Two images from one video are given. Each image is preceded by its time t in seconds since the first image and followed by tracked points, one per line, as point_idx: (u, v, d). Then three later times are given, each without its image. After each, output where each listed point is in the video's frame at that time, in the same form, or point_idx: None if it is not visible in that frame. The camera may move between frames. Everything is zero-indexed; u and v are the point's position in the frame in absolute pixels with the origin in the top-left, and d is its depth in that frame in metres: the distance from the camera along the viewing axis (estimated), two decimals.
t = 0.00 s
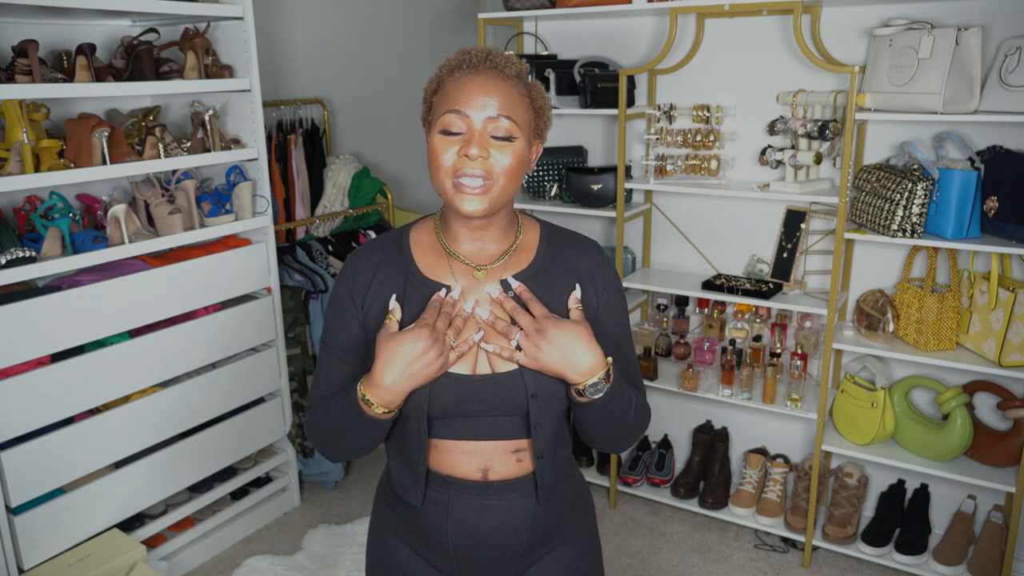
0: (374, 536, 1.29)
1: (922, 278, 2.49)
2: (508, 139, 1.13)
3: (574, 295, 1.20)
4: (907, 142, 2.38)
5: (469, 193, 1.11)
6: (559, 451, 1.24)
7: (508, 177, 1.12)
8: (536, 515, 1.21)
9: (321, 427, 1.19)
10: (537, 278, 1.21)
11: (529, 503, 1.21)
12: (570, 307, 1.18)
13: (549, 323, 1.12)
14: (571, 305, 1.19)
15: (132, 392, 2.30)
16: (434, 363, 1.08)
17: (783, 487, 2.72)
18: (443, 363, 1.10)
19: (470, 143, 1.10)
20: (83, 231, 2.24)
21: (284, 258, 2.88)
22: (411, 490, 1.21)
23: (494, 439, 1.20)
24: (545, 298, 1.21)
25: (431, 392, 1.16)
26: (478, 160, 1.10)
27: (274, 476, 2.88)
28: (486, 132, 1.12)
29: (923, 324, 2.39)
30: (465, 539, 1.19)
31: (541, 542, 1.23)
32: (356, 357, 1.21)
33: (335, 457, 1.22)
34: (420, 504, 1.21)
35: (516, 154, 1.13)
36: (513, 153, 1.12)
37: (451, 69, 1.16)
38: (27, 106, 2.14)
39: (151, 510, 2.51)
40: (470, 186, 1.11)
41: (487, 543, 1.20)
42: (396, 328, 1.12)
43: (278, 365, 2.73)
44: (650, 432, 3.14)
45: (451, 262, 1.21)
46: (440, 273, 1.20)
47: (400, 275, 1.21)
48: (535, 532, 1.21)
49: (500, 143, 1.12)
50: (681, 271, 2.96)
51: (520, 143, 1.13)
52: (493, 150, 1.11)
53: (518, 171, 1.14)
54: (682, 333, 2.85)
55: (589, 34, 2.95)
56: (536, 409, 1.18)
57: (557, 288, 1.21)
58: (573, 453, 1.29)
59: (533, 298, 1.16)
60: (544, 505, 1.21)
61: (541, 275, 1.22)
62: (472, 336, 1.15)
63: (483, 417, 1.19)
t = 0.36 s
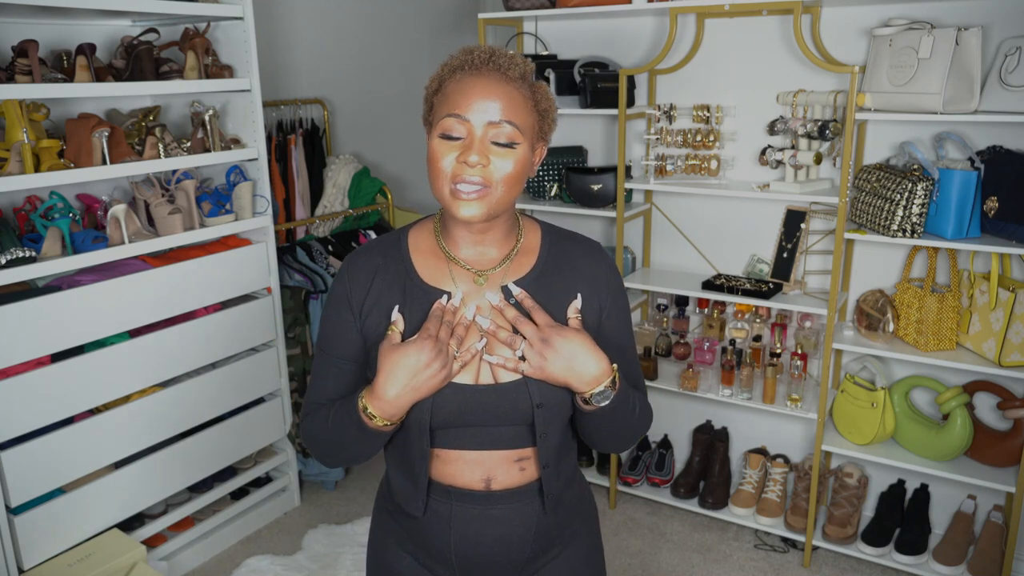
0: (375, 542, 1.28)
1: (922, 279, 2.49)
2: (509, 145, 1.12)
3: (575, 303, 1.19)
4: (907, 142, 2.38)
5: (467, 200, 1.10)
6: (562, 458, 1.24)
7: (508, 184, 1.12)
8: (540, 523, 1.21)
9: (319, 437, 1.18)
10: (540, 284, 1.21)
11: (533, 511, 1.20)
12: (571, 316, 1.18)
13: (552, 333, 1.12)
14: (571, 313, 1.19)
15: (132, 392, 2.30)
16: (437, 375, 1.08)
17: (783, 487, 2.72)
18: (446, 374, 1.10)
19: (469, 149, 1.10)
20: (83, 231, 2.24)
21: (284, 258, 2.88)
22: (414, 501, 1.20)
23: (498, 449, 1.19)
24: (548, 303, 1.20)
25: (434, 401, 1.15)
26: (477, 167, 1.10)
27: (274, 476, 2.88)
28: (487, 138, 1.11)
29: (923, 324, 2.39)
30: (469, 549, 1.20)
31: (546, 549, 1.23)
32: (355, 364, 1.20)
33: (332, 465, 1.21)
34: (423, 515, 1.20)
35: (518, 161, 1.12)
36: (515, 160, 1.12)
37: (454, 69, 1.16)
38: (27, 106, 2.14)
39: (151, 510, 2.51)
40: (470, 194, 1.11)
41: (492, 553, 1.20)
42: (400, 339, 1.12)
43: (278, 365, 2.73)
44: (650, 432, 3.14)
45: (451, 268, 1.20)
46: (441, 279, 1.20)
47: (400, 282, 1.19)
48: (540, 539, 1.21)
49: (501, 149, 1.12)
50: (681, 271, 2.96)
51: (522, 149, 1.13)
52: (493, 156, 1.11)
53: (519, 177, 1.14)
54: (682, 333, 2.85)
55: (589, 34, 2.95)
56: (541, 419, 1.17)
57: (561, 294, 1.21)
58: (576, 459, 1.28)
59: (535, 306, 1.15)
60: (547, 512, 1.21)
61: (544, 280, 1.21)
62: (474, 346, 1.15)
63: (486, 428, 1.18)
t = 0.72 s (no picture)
0: (375, 547, 1.29)
1: (922, 279, 2.49)
2: (514, 148, 1.12)
3: (578, 313, 1.18)
4: (907, 142, 2.38)
5: (471, 207, 1.10)
6: (564, 470, 1.24)
7: (513, 188, 1.12)
8: (542, 536, 1.21)
9: (316, 445, 1.18)
10: (544, 292, 1.20)
11: (534, 523, 1.20)
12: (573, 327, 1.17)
13: (554, 345, 1.11)
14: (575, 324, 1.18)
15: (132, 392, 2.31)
16: (437, 389, 1.08)
17: (783, 487, 2.72)
18: (446, 387, 1.09)
19: (473, 153, 1.10)
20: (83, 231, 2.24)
21: (284, 258, 2.88)
22: (414, 513, 1.20)
23: (499, 461, 1.19)
24: (552, 312, 1.19)
25: (433, 414, 1.15)
26: (482, 172, 1.09)
27: (274, 476, 2.88)
28: (490, 141, 1.11)
29: (923, 324, 2.39)
30: (471, 562, 1.20)
31: (549, 559, 1.23)
32: (353, 371, 1.20)
33: (327, 471, 1.21)
34: (424, 527, 1.20)
35: (522, 164, 1.12)
36: (520, 163, 1.12)
37: (456, 67, 1.15)
38: (27, 106, 2.14)
39: (151, 510, 2.51)
40: (474, 200, 1.10)
41: (494, 565, 1.20)
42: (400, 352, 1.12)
43: (278, 365, 2.73)
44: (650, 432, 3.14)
45: (452, 275, 1.20)
46: (441, 287, 1.19)
47: (398, 288, 1.19)
48: (542, 550, 1.21)
49: (505, 153, 1.12)
50: (681, 271, 2.96)
51: (527, 152, 1.13)
52: (498, 160, 1.11)
53: (524, 182, 1.14)
54: (682, 333, 2.85)
55: (589, 34, 2.95)
56: (541, 432, 1.17)
57: (566, 303, 1.20)
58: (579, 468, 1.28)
59: (538, 318, 1.14)
60: (550, 523, 1.21)
61: (548, 288, 1.20)
62: (475, 357, 1.15)
63: (487, 442, 1.18)
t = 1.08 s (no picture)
0: (375, 549, 1.29)
1: (922, 279, 2.49)
2: (522, 159, 1.12)
3: (583, 321, 1.18)
4: (907, 142, 2.38)
5: (476, 219, 1.10)
6: (564, 477, 1.23)
7: (519, 199, 1.12)
8: (542, 543, 1.21)
9: (313, 449, 1.18)
10: (547, 299, 1.20)
11: (534, 531, 1.20)
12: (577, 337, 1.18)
13: (557, 354, 1.11)
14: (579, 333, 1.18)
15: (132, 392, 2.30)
16: (439, 397, 1.08)
17: (783, 487, 2.72)
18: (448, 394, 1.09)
19: (480, 163, 1.09)
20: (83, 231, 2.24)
21: (284, 258, 2.88)
22: (414, 520, 1.20)
23: (499, 468, 1.19)
24: (555, 319, 1.19)
25: (434, 421, 1.15)
26: (488, 183, 1.09)
27: (274, 476, 2.88)
28: (497, 151, 1.11)
29: (924, 324, 2.39)
30: (470, 568, 1.20)
31: (550, 566, 1.23)
32: (353, 374, 1.20)
33: (325, 475, 1.21)
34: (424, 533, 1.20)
35: (530, 174, 1.12)
36: (527, 174, 1.12)
37: (467, 71, 1.14)
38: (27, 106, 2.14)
39: (151, 510, 2.51)
40: (478, 211, 1.10)
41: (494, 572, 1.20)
42: (401, 358, 1.12)
43: (278, 365, 2.73)
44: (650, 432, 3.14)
45: (455, 279, 1.20)
46: (443, 293, 1.19)
47: (400, 292, 1.19)
48: (543, 557, 1.21)
49: (513, 163, 1.12)
50: (681, 271, 2.96)
51: (535, 163, 1.13)
52: (506, 170, 1.11)
53: (531, 192, 1.14)
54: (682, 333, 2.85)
55: (589, 34, 2.95)
56: (542, 442, 1.17)
57: (570, 309, 1.20)
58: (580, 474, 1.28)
59: (541, 326, 1.14)
60: (550, 531, 1.21)
61: (552, 295, 1.20)
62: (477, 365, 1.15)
63: (487, 449, 1.18)
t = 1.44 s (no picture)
0: (371, 546, 1.29)
1: (922, 279, 2.49)
2: (520, 147, 1.12)
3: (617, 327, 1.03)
4: (907, 142, 2.38)
5: (484, 213, 1.10)
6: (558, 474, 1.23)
7: (524, 187, 1.12)
8: (533, 538, 1.21)
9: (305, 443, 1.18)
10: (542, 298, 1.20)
11: (525, 526, 1.20)
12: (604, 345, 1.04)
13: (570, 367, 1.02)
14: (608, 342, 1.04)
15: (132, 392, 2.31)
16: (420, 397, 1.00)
17: (783, 487, 2.72)
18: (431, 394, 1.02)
19: (481, 157, 1.10)
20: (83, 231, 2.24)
21: (284, 258, 2.88)
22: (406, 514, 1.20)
23: (492, 464, 1.19)
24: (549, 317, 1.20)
25: (426, 417, 1.15)
26: (492, 174, 1.10)
27: (274, 476, 2.88)
28: (496, 142, 1.11)
29: (923, 324, 2.39)
30: (461, 563, 1.20)
31: (541, 563, 1.23)
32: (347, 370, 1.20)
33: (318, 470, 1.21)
34: (417, 527, 1.20)
35: (530, 162, 1.13)
36: (528, 161, 1.12)
37: (449, 71, 1.13)
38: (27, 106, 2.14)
39: (151, 510, 2.51)
40: (485, 205, 1.11)
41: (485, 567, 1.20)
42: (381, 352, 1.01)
43: (278, 365, 2.73)
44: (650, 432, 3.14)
45: (450, 276, 1.21)
46: (439, 290, 1.20)
47: (396, 290, 1.20)
48: (534, 554, 1.21)
49: (512, 153, 1.12)
50: (681, 271, 2.96)
51: (533, 150, 1.13)
52: (507, 161, 1.11)
53: (533, 180, 1.14)
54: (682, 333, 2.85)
55: (589, 34, 2.95)
56: (532, 438, 1.17)
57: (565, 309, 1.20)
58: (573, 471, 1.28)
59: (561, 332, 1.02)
60: (541, 527, 1.21)
61: (547, 294, 1.20)
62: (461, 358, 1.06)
63: (480, 445, 1.18)
